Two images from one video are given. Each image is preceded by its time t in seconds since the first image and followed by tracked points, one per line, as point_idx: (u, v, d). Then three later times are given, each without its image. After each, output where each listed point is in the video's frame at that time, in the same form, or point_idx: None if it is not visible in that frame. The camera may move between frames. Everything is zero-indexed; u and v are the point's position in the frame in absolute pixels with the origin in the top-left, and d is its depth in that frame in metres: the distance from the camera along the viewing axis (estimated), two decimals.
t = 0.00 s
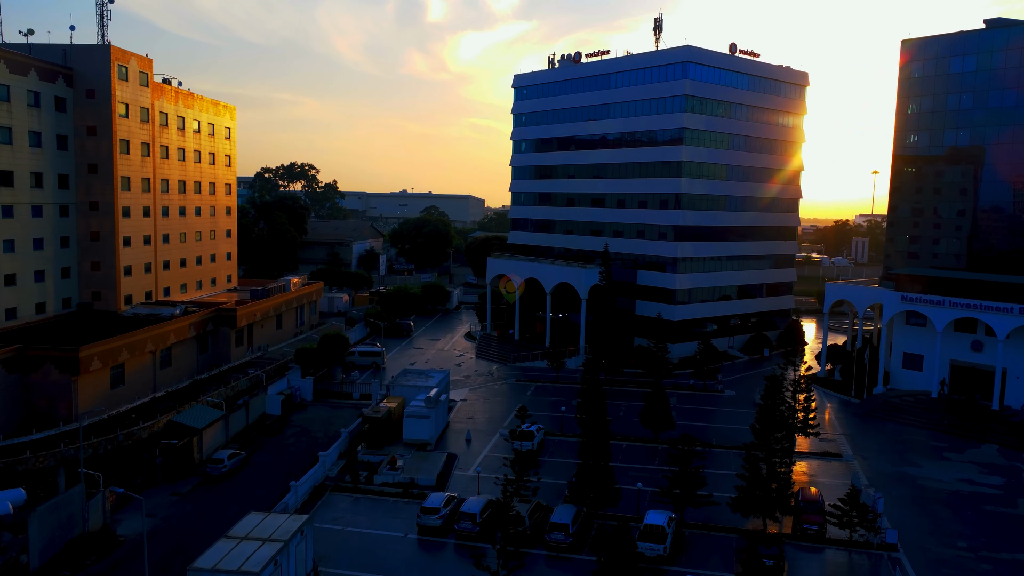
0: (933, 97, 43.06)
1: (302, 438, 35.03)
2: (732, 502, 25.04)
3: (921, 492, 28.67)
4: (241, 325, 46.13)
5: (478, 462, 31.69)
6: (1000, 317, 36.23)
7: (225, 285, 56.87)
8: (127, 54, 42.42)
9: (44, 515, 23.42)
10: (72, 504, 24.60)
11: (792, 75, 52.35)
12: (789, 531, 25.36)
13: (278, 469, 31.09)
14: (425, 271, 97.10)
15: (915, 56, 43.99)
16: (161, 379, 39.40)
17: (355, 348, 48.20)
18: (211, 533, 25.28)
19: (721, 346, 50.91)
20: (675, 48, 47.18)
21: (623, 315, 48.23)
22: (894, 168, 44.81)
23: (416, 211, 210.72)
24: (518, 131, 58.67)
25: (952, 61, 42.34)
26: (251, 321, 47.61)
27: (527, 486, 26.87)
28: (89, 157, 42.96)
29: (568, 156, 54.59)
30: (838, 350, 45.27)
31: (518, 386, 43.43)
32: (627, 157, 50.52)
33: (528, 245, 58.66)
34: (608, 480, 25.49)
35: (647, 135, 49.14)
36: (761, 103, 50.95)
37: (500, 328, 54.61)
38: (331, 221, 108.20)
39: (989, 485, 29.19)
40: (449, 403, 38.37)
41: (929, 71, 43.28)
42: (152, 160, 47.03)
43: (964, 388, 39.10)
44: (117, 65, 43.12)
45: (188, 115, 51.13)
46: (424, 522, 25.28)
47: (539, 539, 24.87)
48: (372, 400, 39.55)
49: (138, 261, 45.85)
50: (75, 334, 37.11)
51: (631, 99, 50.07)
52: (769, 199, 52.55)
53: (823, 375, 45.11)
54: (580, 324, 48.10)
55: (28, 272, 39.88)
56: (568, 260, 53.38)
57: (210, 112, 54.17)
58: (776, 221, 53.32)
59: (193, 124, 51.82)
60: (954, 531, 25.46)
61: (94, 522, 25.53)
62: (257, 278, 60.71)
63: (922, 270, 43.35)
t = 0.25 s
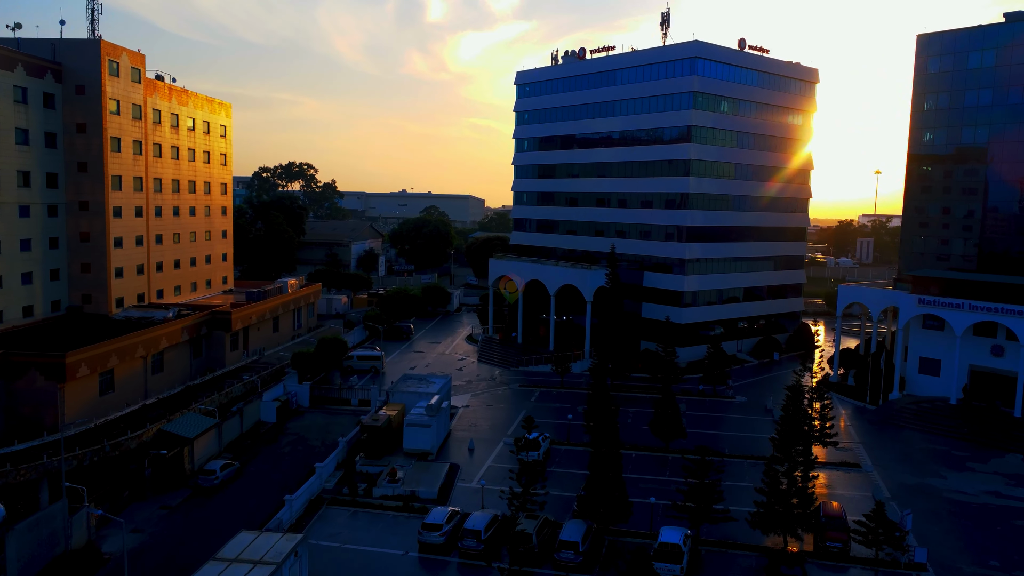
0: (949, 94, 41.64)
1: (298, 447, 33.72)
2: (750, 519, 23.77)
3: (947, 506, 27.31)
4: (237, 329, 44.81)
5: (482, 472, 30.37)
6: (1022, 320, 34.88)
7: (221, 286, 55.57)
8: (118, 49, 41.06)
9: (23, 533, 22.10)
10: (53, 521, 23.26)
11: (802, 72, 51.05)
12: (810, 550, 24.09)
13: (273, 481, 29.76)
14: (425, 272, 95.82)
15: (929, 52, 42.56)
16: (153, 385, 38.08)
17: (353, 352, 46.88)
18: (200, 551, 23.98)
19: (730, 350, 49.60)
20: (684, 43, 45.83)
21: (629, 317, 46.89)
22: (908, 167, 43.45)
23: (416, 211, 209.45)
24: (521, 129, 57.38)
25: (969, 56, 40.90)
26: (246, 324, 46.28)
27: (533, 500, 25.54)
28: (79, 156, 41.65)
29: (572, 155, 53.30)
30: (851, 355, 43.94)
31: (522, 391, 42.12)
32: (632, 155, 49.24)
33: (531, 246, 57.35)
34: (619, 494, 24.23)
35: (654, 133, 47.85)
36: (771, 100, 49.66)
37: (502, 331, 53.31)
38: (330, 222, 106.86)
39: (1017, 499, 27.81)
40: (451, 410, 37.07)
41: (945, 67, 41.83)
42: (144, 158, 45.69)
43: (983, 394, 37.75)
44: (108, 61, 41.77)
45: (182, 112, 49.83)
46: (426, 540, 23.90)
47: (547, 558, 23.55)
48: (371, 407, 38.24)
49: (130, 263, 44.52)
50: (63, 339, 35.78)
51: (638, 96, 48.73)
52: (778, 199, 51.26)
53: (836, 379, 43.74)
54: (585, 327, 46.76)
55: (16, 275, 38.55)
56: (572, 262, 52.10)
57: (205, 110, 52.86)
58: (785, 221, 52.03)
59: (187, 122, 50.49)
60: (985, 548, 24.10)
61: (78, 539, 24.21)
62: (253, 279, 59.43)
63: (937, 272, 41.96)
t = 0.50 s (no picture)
0: (968, 89, 40.17)
1: (294, 457, 32.38)
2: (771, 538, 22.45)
3: (976, 521, 25.96)
4: (231, 332, 43.48)
5: (486, 484, 29.03)
6: None
7: (216, 288, 54.23)
8: (109, 43, 39.70)
9: None
10: (33, 539, 21.91)
11: (813, 68, 49.73)
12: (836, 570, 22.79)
13: (268, 494, 28.42)
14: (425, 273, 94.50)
15: (947, 46, 41.10)
16: (144, 392, 36.74)
17: (352, 355, 45.55)
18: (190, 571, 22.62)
19: (739, 353, 48.29)
20: (693, 37, 44.55)
21: (636, 319, 45.52)
22: (924, 166, 41.99)
23: (415, 211, 208.16)
24: (524, 127, 56.02)
25: (989, 51, 39.53)
26: (242, 327, 44.94)
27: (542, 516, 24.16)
28: (69, 154, 40.31)
29: (576, 153, 51.98)
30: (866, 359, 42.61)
31: (526, 397, 40.78)
32: (639, 153, 47.91)
33: (534, 246, 56.02)
34: (633, 510, 22.88)
35: (662, 131, 46.53)
36: (781, 97, 48.38)
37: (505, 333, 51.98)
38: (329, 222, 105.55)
39: None
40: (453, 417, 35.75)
41: (964, 62, 40.41)
42: (137, 156, 44.32)
43: (1005, 400, 36.41)
44: (98, 55, 40.41)
45: (176, 109, 48.49)
46: (427, 559, 22.54)
47: None
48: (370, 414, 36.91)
49: (122, 264, 43.18)
50: (50, 344, 34.43)
51: (645, 92, 47.45)
52: (788, 198, 49.93)
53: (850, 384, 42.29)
54: (591, 330, 45.45)
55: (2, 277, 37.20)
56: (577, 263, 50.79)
57: (200, 107, 51.51)
58: (795, 221, 50.70)
59: (181, 119, 49.14)
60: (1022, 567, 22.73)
61: (60, 558, 22.86)
62: (250, 281, 58.15)
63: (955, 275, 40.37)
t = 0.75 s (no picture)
0: (988, 85, 38.75)
1: (290, 467, 31.08)
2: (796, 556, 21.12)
3: (1007, 537, 24.67)
4: (227, 336, 42.15)
5: (491, 497, 27.71)
6: None
7: (211, 290, 52.89)
8: (98, 37, 38.36)
9: None
10: (10, 561, 20.58)
11: (824, 64, 48.41)
12: None
13: (262, 508, 27.10)
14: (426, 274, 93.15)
15: (965, 40, 39.70)
16: (135, 398, 35.42)
17: (351, 359, 44.20)
18: None
19: (749, 357, 46.97)
20: (702, 32, 43.24)
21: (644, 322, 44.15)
22: (941, 164, 40.61)
23: (415, 211, 206.77)
24: (527, 125, 54.73)
25: (1008, 45, 38.15)
26: (237, 330, 43.61)
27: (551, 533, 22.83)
28: (57, 152, 38.98)
29: (581, 152, 50.65)
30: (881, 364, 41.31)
31: (530, 403, 39.43)
32: (646, 151, 46.61)
33: (537, 247, 54.68)
34: (648, 528, 21.56)
35: (670, 128, 45.22)
36: (793, 94, 47.05)
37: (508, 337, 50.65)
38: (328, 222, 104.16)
39: None
40: (456, 426, 34.44)
41: (982, 57, 39.02)
42: (128, 155, 43.00)
43: None
44: (88, 50, 39.06)
45: (169, 107, 47.17)
46: None
47: None
48: (369, 422, 35.58)
49: (113, 266, 41.84)
50: (36, 349, 33.09)
51: (652, 89, 46.16)
52: (800, 198, 48.61)
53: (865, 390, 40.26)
54: (597, 334, 44.13)
55: None
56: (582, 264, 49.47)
57: (195, 104, 50.19)
58: (806, 221, 49.36)
59: (175, 117, 47.85)
60: None
61: None
62: (247, 283, 56.84)
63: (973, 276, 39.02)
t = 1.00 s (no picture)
0: (1010, 80, 37.43)
1: (285, 479, 29.76)
2: None
3: None
4: (221, 340, 40.82)
5: (496, 512, 26.39)
6: None
7: (206, 293, 51.54)
8: (88, 31, 37.00)
9: None
10: None
11: (836, 60, 47.12)
12: None
13: (256, 523, 25.77)
14: (426, 275, 91.77)
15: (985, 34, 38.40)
16: (125, 406, 34.08)
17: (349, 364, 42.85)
18: None
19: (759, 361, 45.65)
20: (712, 26, 41.92)
21: (651, 325, 42.82)
22: (960, 163, 39.32)
23: (415, 211, 205.40)
24: (530, 122, 53.41)
25: None
26: (233, 334, 42.27)
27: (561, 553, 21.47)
28: (45, 150, 37.63)
29: (586, 150, 49.31)
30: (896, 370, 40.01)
31: (535, 410, 38.08)
32: (653, 150, 45.30)
33: (540, 248, 53.35)
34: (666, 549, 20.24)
35: (679, 126, 43.93)
36: (804, 90, 45.72)
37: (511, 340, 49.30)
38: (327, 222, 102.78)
39: None
40: (458, 435, 33.10)
41: (1003, 51, 37.74)
42: (120, 153, 41.66)
43: None
44: (77, 44, 37.70)
45: (163, 103, 45.83)
46: None
47: None
48: (368, 430, 34.26)
49: (104, 268, 40.50)
50: (22, 355, 31.74)
51: (660, 85, 44.85)
52: (811, 197, 47.28)
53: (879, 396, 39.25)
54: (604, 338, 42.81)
55: None
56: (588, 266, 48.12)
57: (189, 101, 48.87)
58: (818, 222, 48.01)
59: (169, 114, 46.53)
60: None
61: None
62: (243, 285, 55.51)
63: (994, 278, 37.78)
